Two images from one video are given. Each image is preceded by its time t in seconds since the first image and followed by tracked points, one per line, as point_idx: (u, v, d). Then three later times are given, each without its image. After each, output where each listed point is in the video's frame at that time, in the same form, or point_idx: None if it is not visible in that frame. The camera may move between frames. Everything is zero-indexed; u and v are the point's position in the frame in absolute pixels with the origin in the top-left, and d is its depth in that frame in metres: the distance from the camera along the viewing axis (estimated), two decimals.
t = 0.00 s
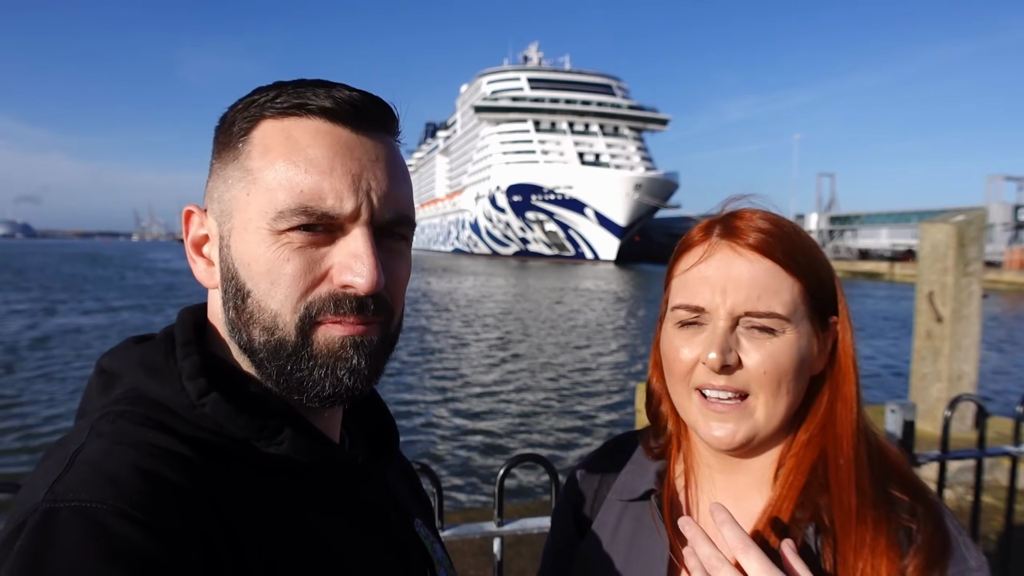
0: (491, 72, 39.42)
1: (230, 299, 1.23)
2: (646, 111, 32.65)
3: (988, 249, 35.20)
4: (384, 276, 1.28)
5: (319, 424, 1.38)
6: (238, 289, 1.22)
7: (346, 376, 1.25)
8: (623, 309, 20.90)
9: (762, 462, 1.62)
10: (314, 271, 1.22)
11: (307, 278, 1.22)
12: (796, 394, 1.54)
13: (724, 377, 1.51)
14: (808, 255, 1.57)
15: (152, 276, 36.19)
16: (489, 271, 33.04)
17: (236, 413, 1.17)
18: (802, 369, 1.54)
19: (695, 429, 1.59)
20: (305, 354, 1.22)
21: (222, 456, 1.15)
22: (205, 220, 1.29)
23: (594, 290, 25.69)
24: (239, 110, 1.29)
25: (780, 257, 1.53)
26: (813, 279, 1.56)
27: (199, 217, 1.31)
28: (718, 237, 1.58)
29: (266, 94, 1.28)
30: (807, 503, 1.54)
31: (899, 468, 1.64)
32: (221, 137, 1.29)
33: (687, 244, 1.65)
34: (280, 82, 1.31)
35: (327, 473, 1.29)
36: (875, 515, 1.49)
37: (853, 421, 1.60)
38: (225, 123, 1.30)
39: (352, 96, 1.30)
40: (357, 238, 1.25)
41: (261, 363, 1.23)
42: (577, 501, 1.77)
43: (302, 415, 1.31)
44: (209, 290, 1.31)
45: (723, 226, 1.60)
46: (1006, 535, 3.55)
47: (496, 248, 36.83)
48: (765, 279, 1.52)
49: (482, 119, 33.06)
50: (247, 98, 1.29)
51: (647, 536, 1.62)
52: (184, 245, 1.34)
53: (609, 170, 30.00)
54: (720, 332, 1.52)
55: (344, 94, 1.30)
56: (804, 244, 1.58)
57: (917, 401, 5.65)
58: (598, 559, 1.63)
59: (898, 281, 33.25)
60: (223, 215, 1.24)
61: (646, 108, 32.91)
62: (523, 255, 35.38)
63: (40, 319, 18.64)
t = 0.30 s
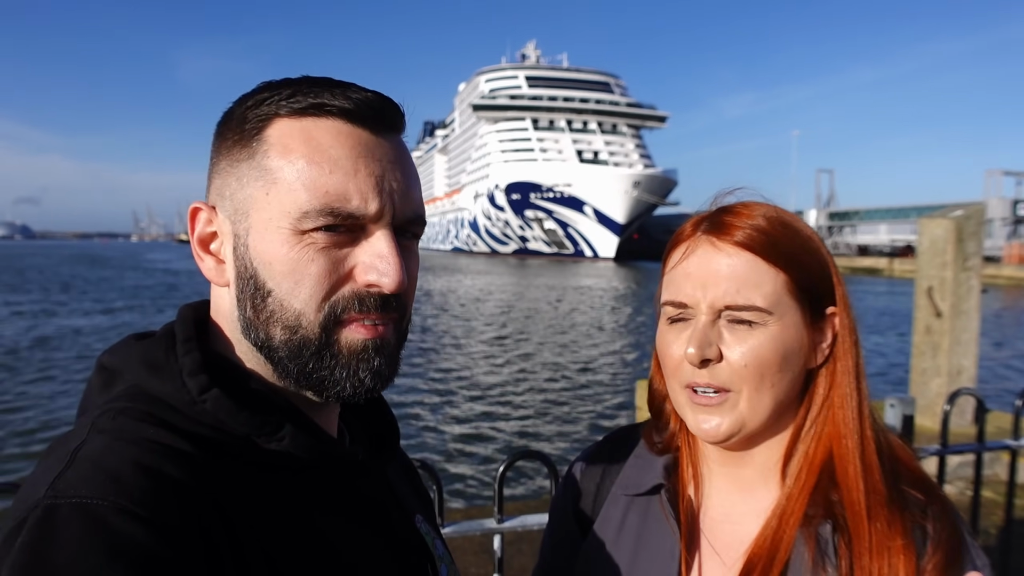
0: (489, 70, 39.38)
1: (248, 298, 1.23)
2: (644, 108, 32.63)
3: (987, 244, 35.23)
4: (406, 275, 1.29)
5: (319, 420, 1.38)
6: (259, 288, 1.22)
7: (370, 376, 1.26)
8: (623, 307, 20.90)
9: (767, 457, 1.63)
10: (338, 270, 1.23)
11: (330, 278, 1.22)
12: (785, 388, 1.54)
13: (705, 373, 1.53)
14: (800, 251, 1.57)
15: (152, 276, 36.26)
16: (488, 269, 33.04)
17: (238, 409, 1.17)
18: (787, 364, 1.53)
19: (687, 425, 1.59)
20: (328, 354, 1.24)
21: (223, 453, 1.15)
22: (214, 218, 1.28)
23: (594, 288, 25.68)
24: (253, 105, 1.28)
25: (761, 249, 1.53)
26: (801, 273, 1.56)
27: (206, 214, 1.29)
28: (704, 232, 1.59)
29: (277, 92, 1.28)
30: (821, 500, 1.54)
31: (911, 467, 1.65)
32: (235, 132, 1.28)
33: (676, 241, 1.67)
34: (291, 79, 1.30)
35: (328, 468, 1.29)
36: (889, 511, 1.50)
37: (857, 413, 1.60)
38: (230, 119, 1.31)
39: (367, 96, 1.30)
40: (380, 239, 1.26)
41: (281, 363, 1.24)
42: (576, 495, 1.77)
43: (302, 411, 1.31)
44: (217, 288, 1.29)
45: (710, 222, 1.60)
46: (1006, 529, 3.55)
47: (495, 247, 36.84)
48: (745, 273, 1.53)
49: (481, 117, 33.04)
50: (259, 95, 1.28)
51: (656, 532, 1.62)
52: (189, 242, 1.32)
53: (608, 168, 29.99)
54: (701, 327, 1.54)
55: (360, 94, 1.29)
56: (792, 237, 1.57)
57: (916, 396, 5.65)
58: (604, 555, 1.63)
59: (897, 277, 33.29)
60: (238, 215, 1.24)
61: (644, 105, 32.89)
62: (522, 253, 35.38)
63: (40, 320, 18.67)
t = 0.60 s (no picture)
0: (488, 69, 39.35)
1: (318, 314, 1.23)
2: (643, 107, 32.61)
3: (985, 242, 35.29)
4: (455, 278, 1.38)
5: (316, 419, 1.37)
6: (332, 307, 1.23)
7: (415, 373, 1.35)
8: (622, 306, 20.91)
9: (771, 454, 1.62)
10: (409, 282, 1.28)
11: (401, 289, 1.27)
12: (772, 392, 1.53)
13: (687, 368, 1.56)
14: (798, 260, 1.52)
15: (151, 275, 36.29)
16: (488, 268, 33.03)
17: (235, 409, 1.16)
18: (772, 368, 1.51)
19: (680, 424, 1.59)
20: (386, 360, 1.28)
21: (221, 451, 1.14)
22: (262, 235, 1.22)
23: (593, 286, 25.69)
24: (293, 116, 1.23)
25: (752, 255, 1.51)
26: (797, 280, 1.52)
27: (248, 231, 1.21)
28: (703, 234, 1.60)
29: (315, 105, 1.25)
30: (828, 501, 1.55)
31: (920, 468, 1.65)
32: (278, 144, 1.22)
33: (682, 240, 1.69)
34: (313, 85, 1.28)
35: (327, 467, 1.29)
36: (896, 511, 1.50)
37: (861, 412, 1.57)
38: (235, 120, 1.26)
39: (394, 107, 1.32)
40: (438, 249, 1.33)
41: (332, 372, 1.26)
42: (582, 491, 1.76)
43: (302, 411, 1.30)
44: (240, 304, 1.25)
45: (711, 224, 1.60)
46: (1005, 526, 3.56)
47: (494, 245, 36.84)
48: (732, 277, 1.52)
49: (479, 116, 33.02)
50: (291, 105, 1.25)
51: (665, 526, 1.62)
52: (217, 260, 1.23)
53: (607, 167, 29.98)
54: (689, 324, 1.57)
55: (387, 105, 1.31)
56: (790, 243, 1.53)
57: (915, 394, 5.66)
58: (612, 549, 1.62)
59: (896, 275, 33.32)
60: (308, 235, 1.21)
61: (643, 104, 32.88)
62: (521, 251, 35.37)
63: (39, 319, 18.67)
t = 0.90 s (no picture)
0: (487, 66, 39.28)
1: (325, 307, 1.24)
2: (643, 104, 32.58)
3: (985, 239, 35.33)
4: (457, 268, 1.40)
5: (318, 409, 1.38)
6: (340, 297, 1.24)
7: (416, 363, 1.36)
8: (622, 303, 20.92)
9: (771, 444, 1.63)
10: (414, 274, 1.29)
11: (403, 283, 1.28)
12: (770, 382, 1.54)
13: (688, 358, 1.58)
14: (797, 253, 1.53)
15: (151, 274, 36.25)
16: (487, 266, 33.03)
17: (237, 398, 1.17)
18: (770, 359, 1.52)
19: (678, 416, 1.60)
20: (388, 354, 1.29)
21: (223, 441, 1.15)
22: (269, 226, 1.22)
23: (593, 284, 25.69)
24: (301, 107, 1.24)
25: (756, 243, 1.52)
26: (794, 271, 1.53)
27: (256, 221, 1.22)
28: (701, 227, 1.61)
29: (324, 96, 1.26)
30: (830, 491, 1.55)
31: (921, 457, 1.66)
32: (287, 136, 1.23)
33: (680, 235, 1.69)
34: (316, 74, 1.29)
35: (329, 458, 1.29)
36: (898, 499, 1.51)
37: (860, 401, 1.58)
38: (237, 113, 1.27)
39: (403, 101, 1.33)
40: (441, 244, 1.34)
41: (334, 364, 1.27)
42: (585, 482, 1.77)
43: (304, 402, 1.31)
44: (241, 297, 1.26)
45: (708, 218, 1.61)
46: (1005, 521, 3.56)
47: (494, 243, 36.83)
48: (730, 269, 1.53)
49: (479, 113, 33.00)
50: (299, 94, 1.26)
51: (669, 516, 1.63)
52: (226, 251, 1.23)
53: (607, 164, 29.96)
54: (690, 315, 1.58)
55: (397, 99, 1.32)
56: (788, 234, 1.53)
57: (914, 390, 5.68)
58: (615, 539, 1.63)
59: (895, 272, 33.32)
60: (319, 226, 1.22)
61: (643, 101, 32.86)
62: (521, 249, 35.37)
63: (39, 318, 18.64)
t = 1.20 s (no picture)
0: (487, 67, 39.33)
1: (308, 309, 1.24)
2: (643, 102, 32.57)
3: (989, 231, 35.21)
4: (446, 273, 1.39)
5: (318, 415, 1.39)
6: (318, 301, 1.24)
7: (409, 363, 1.35)
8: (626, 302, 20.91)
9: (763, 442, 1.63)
10: (397, 277, 1.28)
11: (386, 287, 1.27)
12: (772, 368, 1.53)
13: (694, 370, 1.53)
14: (765, 237, 1.57)
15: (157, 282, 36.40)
16: (491, 267, 33.05)
17: (236, 405, 1.18)
18: (773, 345, 1.52)
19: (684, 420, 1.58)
20: (377, 355, 1.29)
21: (222, 449, 1.16)
22: (245, 229, 1.23)
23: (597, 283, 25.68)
24: (278, 111, 1.26)
25: (719, 238, 1.54)
26: (764, 250, 1.56)
27: (232, 226, 1.23)
28: (657, 233, 1.61)
29: (304, 98, 1.27)
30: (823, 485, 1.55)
31: (892, 441, 1.64)
32: (263, 139, 1.25)
33: (636, 247, 1.68)
34: (299, 73, 1.32)
35: (329, 464, 1.30)
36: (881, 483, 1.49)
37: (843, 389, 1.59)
38: (205, 120, 1.31)
39: (387, 100, 1.33)
40: (428, 245, 1.33)
41: (323, 368, 1.27)
42: (575, 487, 1.78)
43: (302, 408, 1.32)
44: (232, 302, 1.28)
45: (663, 222, 1.61)
46: (1011, 513, 3.56)
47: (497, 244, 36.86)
48: (711, 262, 1.53)
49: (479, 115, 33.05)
50: (272, 101, 1.27)
51: (657, 518, 1.63)
52: (208, 256, 1.25)
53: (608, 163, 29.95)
54: (682, 323, 1.55)
55: (383, 98, 1.33)
56: (744, 219, 1.57)
57: (920, 383, 5.65)
58: (607, 543, 1.63)
59: (900, 265, 33.20)
60: (289, 232, 1.22)
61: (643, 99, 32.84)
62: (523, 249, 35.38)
63: (46, 329, 18.74)
